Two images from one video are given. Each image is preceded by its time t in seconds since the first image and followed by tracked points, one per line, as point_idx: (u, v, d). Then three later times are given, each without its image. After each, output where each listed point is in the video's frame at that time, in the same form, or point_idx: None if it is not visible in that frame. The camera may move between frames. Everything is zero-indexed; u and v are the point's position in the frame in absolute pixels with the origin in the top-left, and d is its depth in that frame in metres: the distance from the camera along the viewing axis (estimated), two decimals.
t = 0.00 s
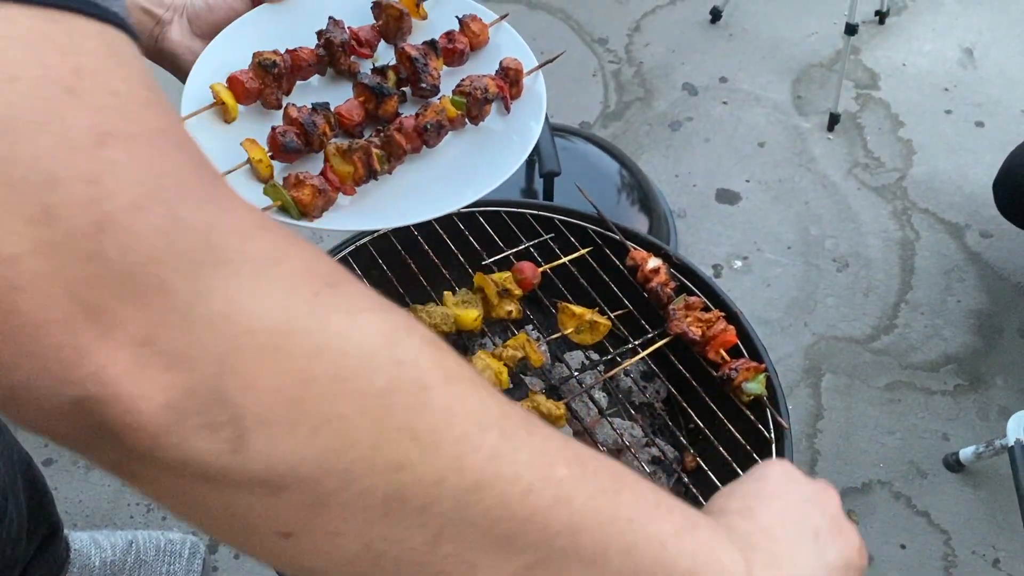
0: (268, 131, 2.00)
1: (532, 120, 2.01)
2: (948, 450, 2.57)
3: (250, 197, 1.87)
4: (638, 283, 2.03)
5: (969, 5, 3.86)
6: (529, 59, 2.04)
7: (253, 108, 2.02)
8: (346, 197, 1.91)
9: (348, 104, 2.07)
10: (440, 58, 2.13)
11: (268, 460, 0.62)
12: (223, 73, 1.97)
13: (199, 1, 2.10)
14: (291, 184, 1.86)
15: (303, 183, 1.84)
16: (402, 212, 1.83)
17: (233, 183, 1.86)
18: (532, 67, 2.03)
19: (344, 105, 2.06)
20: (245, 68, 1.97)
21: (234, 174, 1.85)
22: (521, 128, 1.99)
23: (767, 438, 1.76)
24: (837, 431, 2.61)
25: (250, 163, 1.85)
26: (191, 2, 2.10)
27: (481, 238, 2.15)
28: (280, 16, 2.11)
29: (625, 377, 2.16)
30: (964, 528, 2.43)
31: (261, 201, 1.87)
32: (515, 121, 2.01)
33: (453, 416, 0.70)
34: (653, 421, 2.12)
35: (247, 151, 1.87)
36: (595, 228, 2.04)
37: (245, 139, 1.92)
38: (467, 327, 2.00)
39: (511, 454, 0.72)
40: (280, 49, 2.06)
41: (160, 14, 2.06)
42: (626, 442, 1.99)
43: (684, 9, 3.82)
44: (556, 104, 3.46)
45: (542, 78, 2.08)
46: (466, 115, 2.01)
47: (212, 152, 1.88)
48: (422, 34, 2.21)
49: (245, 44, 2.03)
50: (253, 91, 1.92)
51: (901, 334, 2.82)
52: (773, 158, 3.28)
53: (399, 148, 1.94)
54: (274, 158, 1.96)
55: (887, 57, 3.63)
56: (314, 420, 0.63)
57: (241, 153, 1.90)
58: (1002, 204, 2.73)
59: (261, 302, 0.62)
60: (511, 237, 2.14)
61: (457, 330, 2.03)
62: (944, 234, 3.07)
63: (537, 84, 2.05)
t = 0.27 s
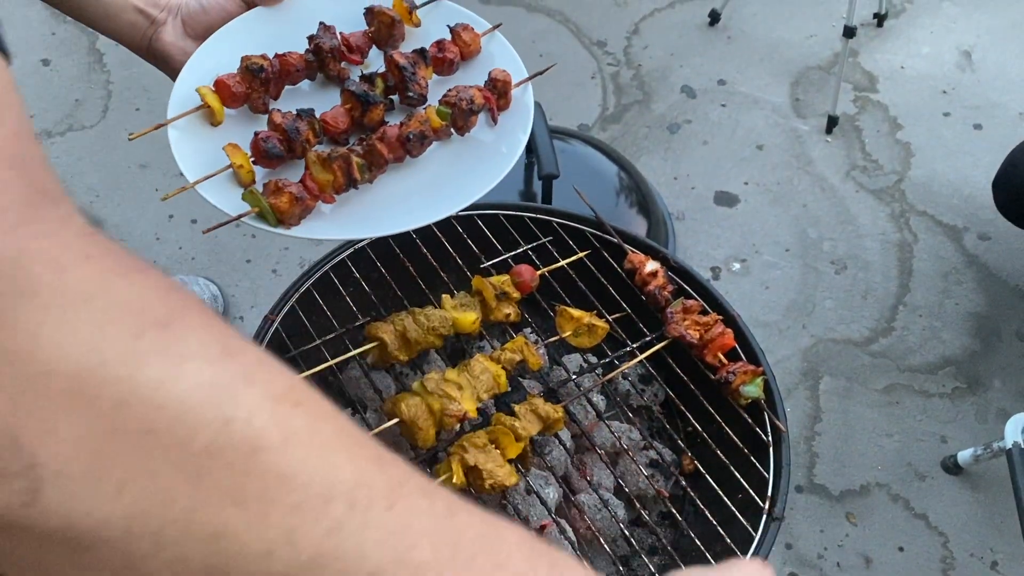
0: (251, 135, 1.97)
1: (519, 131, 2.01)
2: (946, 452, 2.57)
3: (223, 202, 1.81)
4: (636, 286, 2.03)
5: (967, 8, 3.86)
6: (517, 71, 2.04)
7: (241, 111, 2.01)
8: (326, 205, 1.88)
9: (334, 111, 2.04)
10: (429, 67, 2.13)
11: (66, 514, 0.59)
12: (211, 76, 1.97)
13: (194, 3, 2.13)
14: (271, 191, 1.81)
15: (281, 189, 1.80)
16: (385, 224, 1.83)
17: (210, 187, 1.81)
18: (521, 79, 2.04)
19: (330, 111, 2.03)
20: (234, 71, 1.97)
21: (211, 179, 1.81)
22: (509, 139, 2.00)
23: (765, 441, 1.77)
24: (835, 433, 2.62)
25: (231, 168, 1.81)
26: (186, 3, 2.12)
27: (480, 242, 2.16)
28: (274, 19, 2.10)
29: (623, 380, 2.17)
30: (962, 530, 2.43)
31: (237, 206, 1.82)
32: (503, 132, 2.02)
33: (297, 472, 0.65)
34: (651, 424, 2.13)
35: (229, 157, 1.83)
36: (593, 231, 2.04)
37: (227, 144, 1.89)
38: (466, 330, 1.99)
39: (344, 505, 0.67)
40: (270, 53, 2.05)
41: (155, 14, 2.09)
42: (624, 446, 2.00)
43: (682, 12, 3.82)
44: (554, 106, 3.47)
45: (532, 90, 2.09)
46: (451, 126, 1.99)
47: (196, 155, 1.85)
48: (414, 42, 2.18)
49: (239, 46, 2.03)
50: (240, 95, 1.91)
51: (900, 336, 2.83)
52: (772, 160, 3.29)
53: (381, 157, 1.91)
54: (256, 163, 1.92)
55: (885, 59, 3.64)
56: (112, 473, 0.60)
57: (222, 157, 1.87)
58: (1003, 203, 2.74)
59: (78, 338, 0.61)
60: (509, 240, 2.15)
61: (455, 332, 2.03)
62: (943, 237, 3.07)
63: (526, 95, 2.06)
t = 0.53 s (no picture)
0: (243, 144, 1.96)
1: (512, 142, 2.02)
2: (946, 453, 2.57)
3: (213, 212, 1.82)
4: (636, 287, 2.03)
5: (967, 9, 3.86)
6: (511, 81, 2.04)
7: (234, 117, 2.00)
8: (314, 217, 1.88)
9: (326, 120, 2.02)
10: (423, 76, 2.11)
11: None
12: (205, 82, 1.96)
13: (191, 5, 2.13)
14: (258, 201, 1.80)
15: (268, 201, 1.78)
16: (373, 236, 1.82)
17: (199, 196, 1.81)
18: (515, 89, 2.04)
19: (322, 119, 2.02)
20: (228, 78, 1.95)
21: (201, 187, 1.81)
22: (502, 149, 2.01)
23: (765, 442, 1.77)
24: (835, 434, 2.62)
25: (221, 177, 1.82)
26: (183, 5, 2.13)
27: (480, 242, 2.16)
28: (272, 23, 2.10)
29: (624, 381, 2.17)
30: (962, 531, 2.43)
31: (225, 217, 1.83)
32: (497, 143, 2.02)
33: None
34: (652, 425, 2.13)
35: (219, 165, 1.83)
36: (594, 232, 2.04)
37: (217, 152, 1.88)
38: (466, 331, 1.99)
39: None
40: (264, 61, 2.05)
41: (152, 16, 2.12)
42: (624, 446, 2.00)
43: (683, 13, 3.82)
44: (555, 107, 3.47)
45: (525, 101, 2.09)
46: (441, 136, 1.97)
47: (188, 160, 1.85)
48: (409, 49, 2.18)
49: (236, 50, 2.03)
50: (233, 101, 1.91)
51: (900, 337, 2.83)
52: (772, 161, 3.29)
53: (370, 169, 1.89)
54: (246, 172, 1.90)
55: (885, 60, 3.64)
56: None
57: (213, 164, 1.87)
58: (999, 193, 2.75)
59: None
60: (510, 241, 2.15)
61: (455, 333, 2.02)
62: (943, 238, 3.07)
63: (520, 106, 2.07)
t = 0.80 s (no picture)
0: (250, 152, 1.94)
1: (518, 146, 2.02)
2: (947, 453, 2.57)
3: (223, 221, 1.81)
4: (637, 286, 2.03)
5: (968, 9, 3.87)
6: (516, 86, 2.02)
7: (239, 125, 1.99)
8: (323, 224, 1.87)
9: (332, 126, 2.01)
10: (428, 81, 2.10)
11: None
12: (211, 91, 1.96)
13: (194, 12, 2.13)
14: (267, 210, 1.78)
15: (278, 209, 1.77)
16: (382, 244, 1.82)
17: (208, 205, 1.80)
18: (521, 94, 2.03)
19: (328, 126, 2.00)
20: (233, 86, 1.94)
21: (210, 197, 1.80)
22: (507, 153, 2.01)
23: (766, 441, 1.77)
24: (836, 434, 2.61)
25: (228, 185, 1.80)
26: (186, 12, 2.13)
27: (481, 241, 2.16)
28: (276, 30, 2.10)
29: (625, 380, 2.16)
30: (963, 531, 2.43)
31: (235, 226, 1.81)
32: (502, 148, 2.02)
33: None
34: (652, 424, 2.13)
35: (226, 173, 1.81)
36: (595, 231, 2.04)
37: (224, 161, 1.87)
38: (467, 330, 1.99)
39: None
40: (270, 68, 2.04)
41: (155, 23, 2.10)
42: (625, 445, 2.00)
43: (683, 12, 3.82)
44: (555, 107, 3.47)
45: (531, 105, 2.08)
46: (448, 142, 1.97)
47: (195, 168, 1.84)
48: (414, 54, 2.17)
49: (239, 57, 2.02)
50: (239, 109, 1.90)
51: (900, 337, 2.83)
52: (773, 161, 3.29)
53: (378, 176, 1.89)
54: (254, 180, 1.90)
55: (886, 60, 3.64)
56: None
57: (220, 173, 1.85)
58: (999, 189, 2.75)
59: None
60: (510, 240, 2.15)
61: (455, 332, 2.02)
62: (943, 238, 3.07)
63: (526, 111, 2.05)
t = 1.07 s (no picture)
0: (276, 156, 1.94)
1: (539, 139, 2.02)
2: (948, 452, 2.57)
3: (255, 226, 1.80)
4: (638, 284, 2.03)
5: (968, 8, 3.86)
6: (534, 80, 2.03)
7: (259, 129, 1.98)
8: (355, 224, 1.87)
9: (354, 127, 2.00)
10: (447, 80, 2.09)
11: None
12: (229, 97, 1.94)
13: (205, 19, 2.12)
14: (299, 212, 1.80)
15: (311, 212, 1.78)
16: (413, 240, 1.83)
17: (238, 211, 1.80)
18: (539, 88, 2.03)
19: (350, 128, 1.99)
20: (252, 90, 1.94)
21: (239, 202, 1.80)
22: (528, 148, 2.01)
23: (767, 439, 1.76)
24: (836, 433, 2.61)
25: (257, 190, 1.80)
26: (197, 19, 2.12)
27: (481, 239, 2.15)
28: (288, 34, 2.08)
29: (625, 378, 2.16)
30: (964, 530, 2.42)
31: (267, 229, 1.81)
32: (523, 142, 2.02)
33: None
34: (653, 422, 2.13)
35: (254, 177, 1.82)
36: (596, 229, 2.04)
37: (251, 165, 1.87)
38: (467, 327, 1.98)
39: None
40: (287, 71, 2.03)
41: (166, 32, 2.09)
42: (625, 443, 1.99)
43: (684, 11, 3.82)
44: (556, 105, 3.47)
45: (549, 99, 2.09)
46: (472, 139, 1.98)
47: (219, 173, 1.84)
48: (429, 53, 2.16)
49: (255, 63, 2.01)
50: (260, 114, 1.89)
51: (901, 336, 2.82)
52: (773, 160, 3.29)
53: (407, 174, 1.89)
54: (281, 184, 1.89)
55: (887, 60, 3.64)
56: None
57: (247, 179, 1.85)
58: (1003, 191, 2.75)
59: None
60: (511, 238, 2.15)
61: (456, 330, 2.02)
62: (944, 237, 3.07)
63: (545, 105, 2.06)
